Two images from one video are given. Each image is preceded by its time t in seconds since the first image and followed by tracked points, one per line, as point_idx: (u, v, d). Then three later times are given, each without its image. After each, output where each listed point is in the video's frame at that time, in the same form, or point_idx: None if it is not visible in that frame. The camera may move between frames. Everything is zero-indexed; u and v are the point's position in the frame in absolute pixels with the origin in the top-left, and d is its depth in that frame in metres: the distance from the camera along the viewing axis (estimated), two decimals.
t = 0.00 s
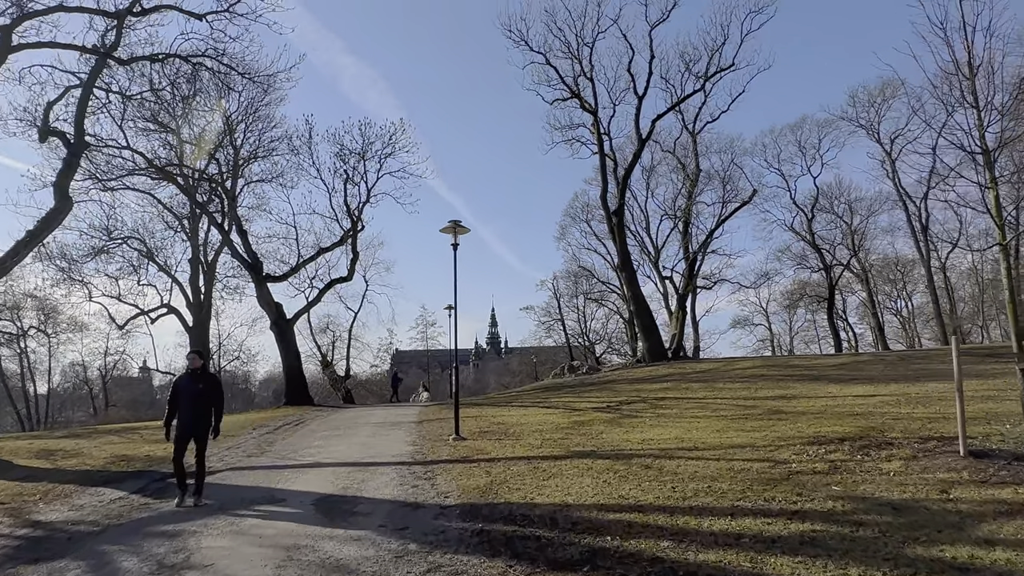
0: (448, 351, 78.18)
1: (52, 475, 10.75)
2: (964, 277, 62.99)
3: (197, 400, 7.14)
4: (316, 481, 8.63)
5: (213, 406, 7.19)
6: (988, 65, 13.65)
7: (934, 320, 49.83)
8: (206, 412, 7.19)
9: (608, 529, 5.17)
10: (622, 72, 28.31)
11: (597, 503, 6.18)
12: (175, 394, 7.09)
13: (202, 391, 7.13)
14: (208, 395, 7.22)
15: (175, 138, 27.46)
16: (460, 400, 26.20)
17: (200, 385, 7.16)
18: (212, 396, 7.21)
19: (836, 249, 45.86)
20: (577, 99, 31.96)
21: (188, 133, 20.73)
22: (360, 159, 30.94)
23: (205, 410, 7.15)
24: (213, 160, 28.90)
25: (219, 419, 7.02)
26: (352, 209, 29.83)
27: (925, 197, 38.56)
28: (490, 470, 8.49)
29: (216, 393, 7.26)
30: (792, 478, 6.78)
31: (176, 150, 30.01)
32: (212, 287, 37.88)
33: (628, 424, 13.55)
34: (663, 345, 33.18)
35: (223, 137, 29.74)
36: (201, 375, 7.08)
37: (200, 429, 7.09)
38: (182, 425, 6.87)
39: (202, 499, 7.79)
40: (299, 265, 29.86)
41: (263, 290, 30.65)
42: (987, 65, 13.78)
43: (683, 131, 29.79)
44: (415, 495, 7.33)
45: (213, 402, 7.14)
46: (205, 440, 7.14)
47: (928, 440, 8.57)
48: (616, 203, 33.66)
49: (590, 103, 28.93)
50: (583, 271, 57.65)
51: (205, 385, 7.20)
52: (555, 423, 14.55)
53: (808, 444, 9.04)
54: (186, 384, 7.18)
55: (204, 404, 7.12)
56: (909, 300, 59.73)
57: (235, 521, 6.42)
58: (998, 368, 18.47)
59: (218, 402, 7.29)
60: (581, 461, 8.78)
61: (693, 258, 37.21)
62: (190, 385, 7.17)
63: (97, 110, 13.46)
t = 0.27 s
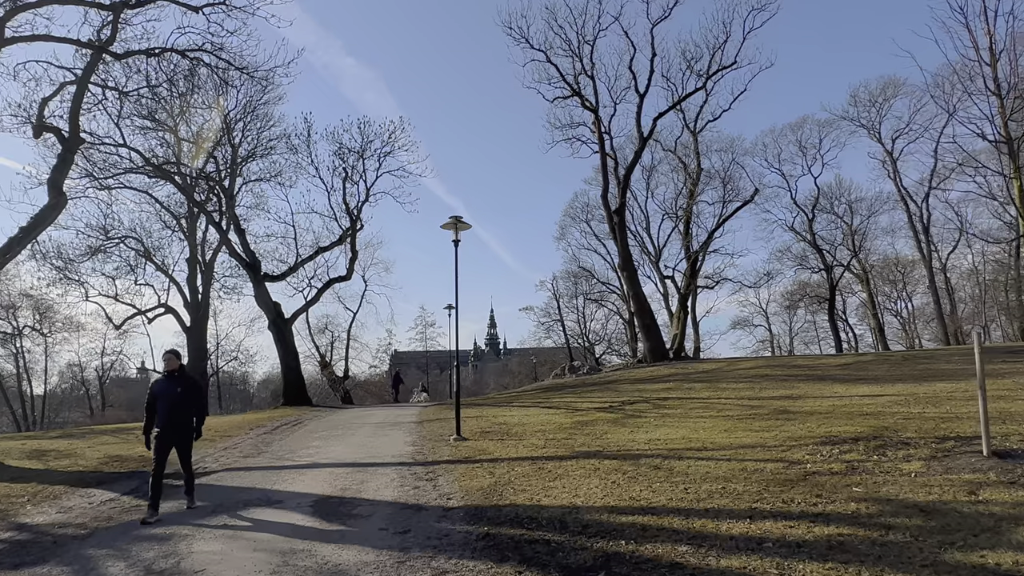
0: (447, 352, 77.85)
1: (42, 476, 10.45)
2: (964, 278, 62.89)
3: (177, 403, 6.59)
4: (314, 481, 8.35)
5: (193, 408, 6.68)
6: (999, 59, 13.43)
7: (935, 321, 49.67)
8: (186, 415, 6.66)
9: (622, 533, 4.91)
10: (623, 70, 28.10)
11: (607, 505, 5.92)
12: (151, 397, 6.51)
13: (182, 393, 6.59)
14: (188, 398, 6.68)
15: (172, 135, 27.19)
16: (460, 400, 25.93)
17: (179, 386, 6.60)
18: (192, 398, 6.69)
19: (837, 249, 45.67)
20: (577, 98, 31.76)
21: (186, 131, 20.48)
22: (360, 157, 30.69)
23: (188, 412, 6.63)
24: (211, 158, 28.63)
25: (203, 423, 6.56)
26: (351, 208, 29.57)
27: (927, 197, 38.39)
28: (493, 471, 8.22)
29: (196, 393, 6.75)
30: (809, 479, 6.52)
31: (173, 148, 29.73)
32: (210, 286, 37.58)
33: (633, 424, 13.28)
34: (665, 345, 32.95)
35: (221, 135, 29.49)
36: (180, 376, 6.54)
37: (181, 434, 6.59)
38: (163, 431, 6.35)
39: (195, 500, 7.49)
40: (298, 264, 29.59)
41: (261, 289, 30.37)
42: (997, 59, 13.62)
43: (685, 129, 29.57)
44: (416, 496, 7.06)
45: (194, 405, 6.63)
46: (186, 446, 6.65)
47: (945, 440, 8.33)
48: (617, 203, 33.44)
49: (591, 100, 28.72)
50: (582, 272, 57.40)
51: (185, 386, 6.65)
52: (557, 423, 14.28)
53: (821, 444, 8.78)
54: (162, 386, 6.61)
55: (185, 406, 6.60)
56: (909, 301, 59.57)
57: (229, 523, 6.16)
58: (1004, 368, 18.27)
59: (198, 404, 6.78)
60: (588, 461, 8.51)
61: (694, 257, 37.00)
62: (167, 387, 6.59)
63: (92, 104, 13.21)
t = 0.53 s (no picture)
0: (447, 347, 77.83)
1: (35, 473, 10.21)
2: (966, 273, 62.62)
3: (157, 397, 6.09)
4: (313, 480, 8.12)
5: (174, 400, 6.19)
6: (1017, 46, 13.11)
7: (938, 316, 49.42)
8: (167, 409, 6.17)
9: (637, 539, 4.66)
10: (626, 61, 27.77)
11: (618, 507, 5.68)
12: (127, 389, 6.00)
13: (161, 386, 6.09)
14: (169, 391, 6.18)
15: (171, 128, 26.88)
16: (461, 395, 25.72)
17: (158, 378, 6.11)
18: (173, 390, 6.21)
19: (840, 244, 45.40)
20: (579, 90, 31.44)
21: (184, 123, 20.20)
22: (359, 151, 30.41)
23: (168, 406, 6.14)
24: (210, 151, 28.32)
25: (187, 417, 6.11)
26: (351, 202, 29.30)
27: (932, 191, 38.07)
28: (498, 470, 7.98)
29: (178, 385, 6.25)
30: (828, 481, 6.27)
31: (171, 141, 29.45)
32: (209, 281, 37.35)
33: (639, 421, 13.04)
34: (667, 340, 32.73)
35: (220, 128, 29.18)
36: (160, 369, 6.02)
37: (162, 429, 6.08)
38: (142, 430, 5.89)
39: (190, 500, 7.22)
40: (297, 259, 29.34)
41: (260, 284, 30.15)
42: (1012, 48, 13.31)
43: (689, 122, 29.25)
44: (419, 496, 6.82)
45: (176, 399, 6.16)
46: (167, 441, 6.23)
47: (963, 438, 8.10)
48: (620, 197, 33.14)
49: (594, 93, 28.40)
50: (583, 267, 57.15)
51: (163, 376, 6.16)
52: (561, 420, 14.03)
53: (834, 443, 8.55)
54: (139, 377, 6.09)
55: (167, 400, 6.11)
56: (911, 296, 59.32)
57: (223, 526, 5.90)
58: (1013, 364, 18.04)
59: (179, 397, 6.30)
60: (595, 460, 8.27)
61: (697, 252, 36.75)
62: (144, 378, 6.09)
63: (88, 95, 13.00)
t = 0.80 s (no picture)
0: (447, 337, 77.71)
1: (26, 464, 9.95)
2: (968, 263, 62.35)
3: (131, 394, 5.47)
4: (310, 472, 7.86)
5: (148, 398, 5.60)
6: None
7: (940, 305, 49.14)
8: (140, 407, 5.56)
9: (649, 535, 4.40)
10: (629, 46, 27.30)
11: (628, 500, 5.42)
12: (97, 386, 5.33)
13: (136, 384, 5.46)
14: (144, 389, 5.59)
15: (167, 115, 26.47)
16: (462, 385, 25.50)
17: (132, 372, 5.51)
18: (148, 387, 5.60)
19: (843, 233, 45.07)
20: (581, 77, 30.99)
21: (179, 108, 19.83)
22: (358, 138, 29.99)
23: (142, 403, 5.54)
24: (207, 138, 27.91)
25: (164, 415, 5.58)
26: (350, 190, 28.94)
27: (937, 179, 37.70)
28: (501, 461, 7.73)
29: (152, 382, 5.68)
30: (845, 473, 6.02)
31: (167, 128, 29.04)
32: (207, 270, 37.02)
33: (643, 411, 12.79)
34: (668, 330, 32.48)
35: (217, 115, 28.75)
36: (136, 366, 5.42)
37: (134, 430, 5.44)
38: (112, 432, 5.25)
39: (182, 493, 6.96)
40: (296, 247, 29.03)
41: (259, 273, 29.85)
42: None
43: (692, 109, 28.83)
44: (419, 489, 6.56)
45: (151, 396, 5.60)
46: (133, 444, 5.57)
47: (981, 429, 7.85)
48: (622, 185, 32.76)
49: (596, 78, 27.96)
50: (584, 256, 56.81)
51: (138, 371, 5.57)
52: (563, 409, 13.79)
53: (846, 433, 8.31)
54: (110, 373, 5.42)
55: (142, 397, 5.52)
56: (913, 286, 59.06)
57: (214, 520, 5.64)
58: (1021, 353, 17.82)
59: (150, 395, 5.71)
60: (600, 451, 8.02)
61: (700, 241, 36.44)
62: (117, 373, 5.45)
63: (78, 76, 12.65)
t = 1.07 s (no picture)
0: (447, 326, 77.56)
1: (15, 456, 9.70)
2: (971, 251, 61.96)
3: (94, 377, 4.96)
4: (304, 465, 7.59)
5: (113, 381, 5.05)
6: None
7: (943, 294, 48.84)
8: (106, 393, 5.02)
9: (661, 536, 4.12)
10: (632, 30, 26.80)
11: (637, 497, 5.14)
12: (53, 371, 4.91)
13: (95, 365, 4.96)
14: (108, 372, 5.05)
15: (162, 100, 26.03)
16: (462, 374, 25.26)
17: (92, 353, 5.02)
18: (111, 370, 5.07)
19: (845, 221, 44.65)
20: (583, 62, 30.48)
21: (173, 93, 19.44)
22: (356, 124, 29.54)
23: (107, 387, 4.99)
24: (203, 124, 27.46)
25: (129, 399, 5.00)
26: (348, 177, 28.55)
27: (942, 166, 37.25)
28: (502, 454, 7.45)
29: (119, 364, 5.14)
30: (863, 467, 5.73)
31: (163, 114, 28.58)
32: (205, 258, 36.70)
33: (647, 401, 12.52)
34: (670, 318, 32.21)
35: (212, 101, 28.29)
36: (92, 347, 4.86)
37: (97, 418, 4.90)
38: (70, 418, 4.75)
39: (170, 487, 6.68)
40: (293, 235, 28.68)
41: (257, 261, 29.53)
42: None
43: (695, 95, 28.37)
44: (417, 483, 6.28)
45: (115, 378, 5.05)
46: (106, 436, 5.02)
47: (999, 420, 7.57)
48: (624, 172, 32.35)
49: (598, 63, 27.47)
50: (585, 245, 56.43)
51: (100, 351, 5.06)
52: (566, 399, 13.52)
53: (859, 425, 8.03)
54: (68, 356, 4.96)
55: (104, 380, 4.97)
56: (916, 274, 58.70)
57: (201, 517, 5.37)
58: None
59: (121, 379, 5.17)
60: (605, 443, 7.74)
61: (702, 229, 36.05)
62: (76, 356, 4.98)
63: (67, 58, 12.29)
